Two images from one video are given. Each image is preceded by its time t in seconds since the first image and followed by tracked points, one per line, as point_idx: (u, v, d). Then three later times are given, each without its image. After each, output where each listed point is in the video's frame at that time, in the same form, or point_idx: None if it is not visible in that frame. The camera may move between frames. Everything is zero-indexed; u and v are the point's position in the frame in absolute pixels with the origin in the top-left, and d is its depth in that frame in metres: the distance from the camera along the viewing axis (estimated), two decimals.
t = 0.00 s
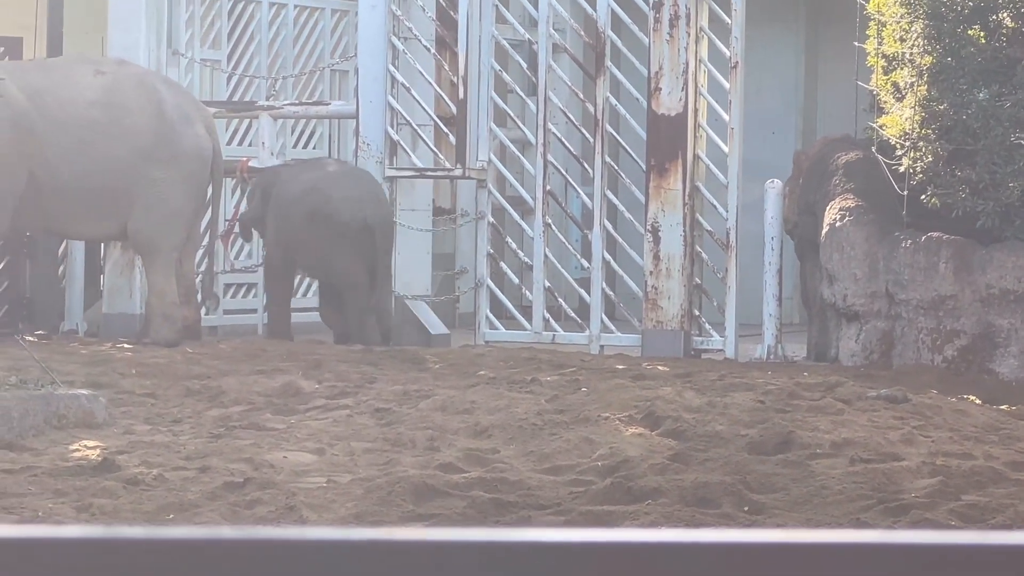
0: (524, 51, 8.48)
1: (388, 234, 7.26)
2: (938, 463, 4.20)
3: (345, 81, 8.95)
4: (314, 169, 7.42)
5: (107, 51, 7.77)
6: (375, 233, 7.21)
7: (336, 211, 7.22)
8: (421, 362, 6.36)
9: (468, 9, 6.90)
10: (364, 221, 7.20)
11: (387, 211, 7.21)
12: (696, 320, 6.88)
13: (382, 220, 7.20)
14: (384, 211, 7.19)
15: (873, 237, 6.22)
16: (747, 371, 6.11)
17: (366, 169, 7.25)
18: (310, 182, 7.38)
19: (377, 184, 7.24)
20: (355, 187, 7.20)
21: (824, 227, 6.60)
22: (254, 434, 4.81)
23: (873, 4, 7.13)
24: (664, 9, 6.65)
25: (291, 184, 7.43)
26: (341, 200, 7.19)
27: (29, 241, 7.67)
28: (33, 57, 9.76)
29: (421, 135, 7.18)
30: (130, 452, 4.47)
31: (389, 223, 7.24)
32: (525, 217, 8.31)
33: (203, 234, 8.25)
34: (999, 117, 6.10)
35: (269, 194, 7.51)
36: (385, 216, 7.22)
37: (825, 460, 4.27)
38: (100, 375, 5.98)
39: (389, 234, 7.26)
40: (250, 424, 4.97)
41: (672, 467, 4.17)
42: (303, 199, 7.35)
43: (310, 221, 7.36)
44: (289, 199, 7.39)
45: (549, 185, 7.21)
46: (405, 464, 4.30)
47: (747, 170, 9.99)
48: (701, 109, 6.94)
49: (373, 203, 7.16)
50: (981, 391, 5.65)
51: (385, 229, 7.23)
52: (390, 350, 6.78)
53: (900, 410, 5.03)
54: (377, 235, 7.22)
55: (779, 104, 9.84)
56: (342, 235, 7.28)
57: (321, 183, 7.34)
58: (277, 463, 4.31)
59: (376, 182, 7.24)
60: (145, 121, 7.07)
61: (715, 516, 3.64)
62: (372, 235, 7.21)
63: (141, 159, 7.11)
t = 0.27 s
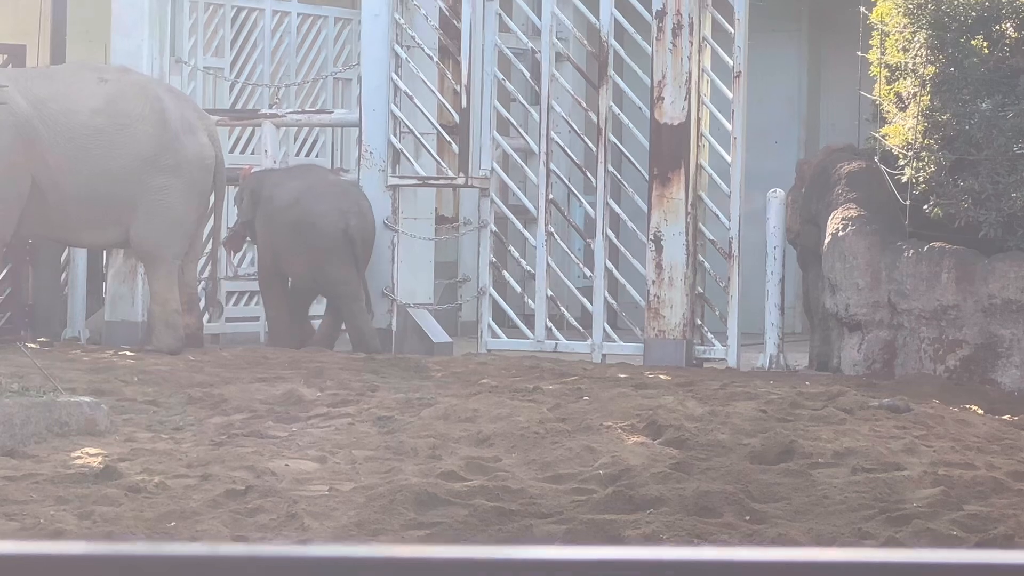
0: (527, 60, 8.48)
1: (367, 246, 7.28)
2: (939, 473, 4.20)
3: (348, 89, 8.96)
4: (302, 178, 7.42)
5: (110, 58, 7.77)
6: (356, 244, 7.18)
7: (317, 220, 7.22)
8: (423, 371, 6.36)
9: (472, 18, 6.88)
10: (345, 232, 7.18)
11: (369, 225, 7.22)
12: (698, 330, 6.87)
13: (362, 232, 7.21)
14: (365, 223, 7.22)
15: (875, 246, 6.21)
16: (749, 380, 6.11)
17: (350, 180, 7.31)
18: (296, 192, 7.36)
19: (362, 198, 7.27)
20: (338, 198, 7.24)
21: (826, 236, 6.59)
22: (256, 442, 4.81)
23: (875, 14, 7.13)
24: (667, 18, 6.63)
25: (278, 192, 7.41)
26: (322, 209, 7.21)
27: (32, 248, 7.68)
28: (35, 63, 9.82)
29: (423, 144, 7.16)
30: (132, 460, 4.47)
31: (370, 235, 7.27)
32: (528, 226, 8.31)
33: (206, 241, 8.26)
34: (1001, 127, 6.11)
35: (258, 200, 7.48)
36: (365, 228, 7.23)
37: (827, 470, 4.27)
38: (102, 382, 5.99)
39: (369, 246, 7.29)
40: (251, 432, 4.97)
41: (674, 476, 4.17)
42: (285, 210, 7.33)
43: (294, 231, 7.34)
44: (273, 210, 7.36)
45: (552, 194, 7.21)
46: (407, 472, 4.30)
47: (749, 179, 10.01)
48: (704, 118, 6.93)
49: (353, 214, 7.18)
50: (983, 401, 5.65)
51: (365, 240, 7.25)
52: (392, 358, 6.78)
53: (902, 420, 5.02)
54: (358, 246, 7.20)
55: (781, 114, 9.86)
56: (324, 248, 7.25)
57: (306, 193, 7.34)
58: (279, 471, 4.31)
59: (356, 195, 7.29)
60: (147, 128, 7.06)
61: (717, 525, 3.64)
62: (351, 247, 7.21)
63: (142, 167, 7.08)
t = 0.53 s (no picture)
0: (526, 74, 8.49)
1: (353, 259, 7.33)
2: (938, 489, 4.19)
3: (347, 102, 8.98)
4: (287, 191, 7.42)
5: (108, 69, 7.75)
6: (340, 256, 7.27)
7: (306, 235, 7.32)
8: (421, 385, 6.36)
9: (471, 31, 6.88)
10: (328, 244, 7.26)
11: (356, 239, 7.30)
12: (696, 344, 6.87)
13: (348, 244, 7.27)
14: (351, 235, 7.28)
15: (874, 262, 6.22)
16: (747, 395, 6.10)
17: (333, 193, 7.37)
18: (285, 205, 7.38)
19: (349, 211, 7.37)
20: (325, 214, 7.33)
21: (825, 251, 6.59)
22: (253, 455, 4.81)
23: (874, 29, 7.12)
24: (667, 33, 6.63)
25: (263, 204, 7.41)
26: (310, 225, 7.30)
27: (30, 261, 7.71)
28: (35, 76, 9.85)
29: (422, 157, 7.13)
30: (129, 473, 4.46)
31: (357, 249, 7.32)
32: (527, 240, 8.31)
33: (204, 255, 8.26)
34: (1001, 143, 6.14)
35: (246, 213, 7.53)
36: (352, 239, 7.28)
37: (825, 485, 4.26)
38: (100, 395, 5.98)
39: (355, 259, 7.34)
40: (249, 445, 4.96)
41: (672, 491, 4.16)
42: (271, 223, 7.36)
43: (277, 243, 7.40)
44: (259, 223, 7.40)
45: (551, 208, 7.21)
46: (405, 486, 4.29)
47: (749, 194, 10.03)
48: (703, 132, 6.93)
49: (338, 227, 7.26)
50: (981, 417, 5.66)
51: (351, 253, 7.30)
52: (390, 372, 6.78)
53: (901, 435, 5.02)
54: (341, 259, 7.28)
55: (781, 129, 9.89)
56: (309, 259, 7.41)
57: (294, 207, 7.36)
58: (276, 484, 4.31)
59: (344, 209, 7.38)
60: (146, 141, 7.09)
61: (715, 540, 3.63)
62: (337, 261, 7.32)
63: (141, 179, 7.09)
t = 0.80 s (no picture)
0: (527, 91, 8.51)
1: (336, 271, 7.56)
2: (938, 507, 4.19)
3: (348, 119, 9.01)
4: (277, 201, 7.53)
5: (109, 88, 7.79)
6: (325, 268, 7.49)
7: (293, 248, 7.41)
8: (422, 402, 6.36)
9: (471, 48, 6.88)
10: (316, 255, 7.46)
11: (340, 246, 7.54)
12: (696, 362, 6.87)
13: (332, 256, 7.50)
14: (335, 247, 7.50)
15: (874, 279, 6.20)
16: (748, 413, 6.09)
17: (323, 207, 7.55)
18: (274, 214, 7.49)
19: (335, 219, 7.55)
20: (313, 226, 7.44)
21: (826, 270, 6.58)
22: (254, 472, 4.81)
23: (874, 48, 7.10)
24: (668, 51, 6.66)
25: (256, 214, 7.52)
26: (300, 235, 7.41)
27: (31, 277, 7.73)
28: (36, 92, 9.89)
29: (423, 174, 7.12)
30: (130, 489, 4.46)
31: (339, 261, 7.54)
32: (528, 257, 8.32)
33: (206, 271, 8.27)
34: (1001, 162, 6.15)
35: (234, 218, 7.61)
36: (336, 251, 7.51)
37: (825, 503, 4.26)
38: (101, 412, 5.98)
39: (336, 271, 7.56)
40: (250, 462, 4.96)
41: (672, 509, 4.16)
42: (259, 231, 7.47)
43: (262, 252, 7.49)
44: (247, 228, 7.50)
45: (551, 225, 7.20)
46: (405, 503, 4.29)
47: (748, 213, 10.04)
48: (704, 151, 6.92)
49: (326, 238, 7.46)
50: (981, 436, 5.71)
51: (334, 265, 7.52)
52: (391, 389, 6.78)
53: (901, 454, 5.01)
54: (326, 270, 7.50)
55: (781, 147, 9.93)
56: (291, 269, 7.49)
57: (285, 217, 7.47)
58: (277, 501, 4.31)
59: (331, 219, 7.54)
60: (147, 158, 7.07)
61: (715, 557, 3.64)
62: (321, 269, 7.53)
63: (141, 196, 7.08)
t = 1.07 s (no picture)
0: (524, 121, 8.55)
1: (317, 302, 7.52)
2: (932, 537, 4.19)
3: (345, 148, 9.04)
4: (258, 233, 7.53)
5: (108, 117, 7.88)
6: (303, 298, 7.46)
7: (269, 278, 7.40)
8: (418, 431, 6.36)
9: (468, 78, 6.90)
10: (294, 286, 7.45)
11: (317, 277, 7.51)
12: (692, 392, 6.88)
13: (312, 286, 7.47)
14: (314, 277, 7.48)
15: (869, 310, 6.22)
16: (743, 443, 6.09)
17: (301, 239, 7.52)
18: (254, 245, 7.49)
19: (312, 250, 7.53)
20: (289, 255, 7.43)
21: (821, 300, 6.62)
22: (250, 501, 4.80)
23: (870, 78, 7.15)
24: (664, 82, 6.67)
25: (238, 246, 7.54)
26: (276, 266, 7.39)
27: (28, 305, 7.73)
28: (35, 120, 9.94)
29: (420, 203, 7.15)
30: (126, 518, 4.45)
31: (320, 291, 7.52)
32: (524, 287, 8.32)
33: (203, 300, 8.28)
34: (996, 193, 6.18)
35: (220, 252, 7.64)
36: (315, 281, 7.49)
37: (820, 533, 4.26)
38: (97, 440, 5.97)
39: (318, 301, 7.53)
40: (246, 491, 4.95)
41: (667, 538, 4.16)
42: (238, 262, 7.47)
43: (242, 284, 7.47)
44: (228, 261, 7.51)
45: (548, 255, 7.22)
46: (401, 532, 4.29)
47: (745, 243, 10.09)
48: (699, 181, 6.90)
49: (303, 268, 7.44)
50: (975, 467, 5.69)
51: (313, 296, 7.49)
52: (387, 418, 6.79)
53: (896, 484, 5.01)
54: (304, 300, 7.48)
55: (776, 178, 9.98)
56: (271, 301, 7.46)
57: (263, 249, 7.46)
58: (273, 530, 4.30)
59: (312, 249, 7.52)
60: (145, 188, 7.08)
61: None
62: (300, 300, 7.49)
63: (139, 226, 7.09)
